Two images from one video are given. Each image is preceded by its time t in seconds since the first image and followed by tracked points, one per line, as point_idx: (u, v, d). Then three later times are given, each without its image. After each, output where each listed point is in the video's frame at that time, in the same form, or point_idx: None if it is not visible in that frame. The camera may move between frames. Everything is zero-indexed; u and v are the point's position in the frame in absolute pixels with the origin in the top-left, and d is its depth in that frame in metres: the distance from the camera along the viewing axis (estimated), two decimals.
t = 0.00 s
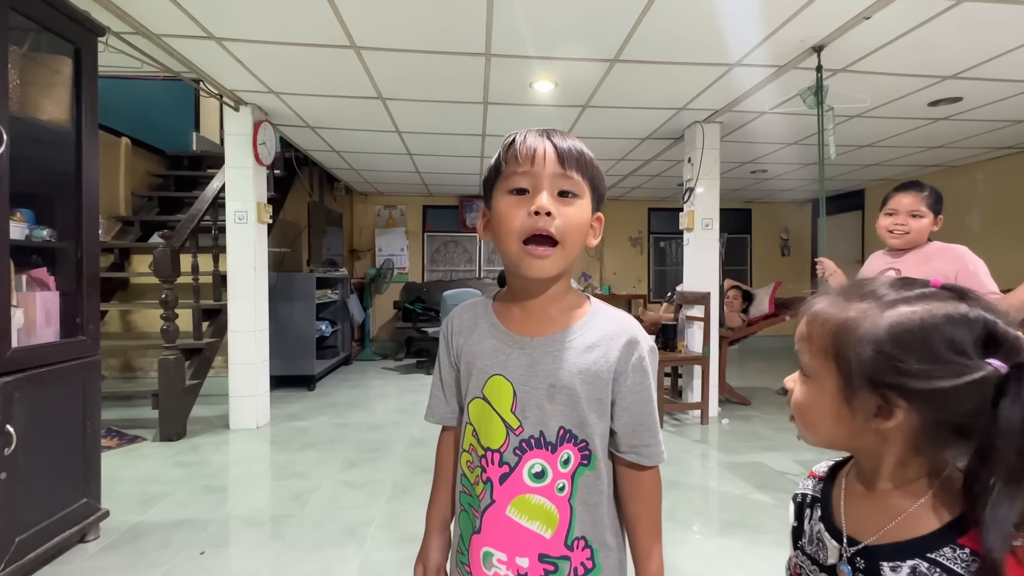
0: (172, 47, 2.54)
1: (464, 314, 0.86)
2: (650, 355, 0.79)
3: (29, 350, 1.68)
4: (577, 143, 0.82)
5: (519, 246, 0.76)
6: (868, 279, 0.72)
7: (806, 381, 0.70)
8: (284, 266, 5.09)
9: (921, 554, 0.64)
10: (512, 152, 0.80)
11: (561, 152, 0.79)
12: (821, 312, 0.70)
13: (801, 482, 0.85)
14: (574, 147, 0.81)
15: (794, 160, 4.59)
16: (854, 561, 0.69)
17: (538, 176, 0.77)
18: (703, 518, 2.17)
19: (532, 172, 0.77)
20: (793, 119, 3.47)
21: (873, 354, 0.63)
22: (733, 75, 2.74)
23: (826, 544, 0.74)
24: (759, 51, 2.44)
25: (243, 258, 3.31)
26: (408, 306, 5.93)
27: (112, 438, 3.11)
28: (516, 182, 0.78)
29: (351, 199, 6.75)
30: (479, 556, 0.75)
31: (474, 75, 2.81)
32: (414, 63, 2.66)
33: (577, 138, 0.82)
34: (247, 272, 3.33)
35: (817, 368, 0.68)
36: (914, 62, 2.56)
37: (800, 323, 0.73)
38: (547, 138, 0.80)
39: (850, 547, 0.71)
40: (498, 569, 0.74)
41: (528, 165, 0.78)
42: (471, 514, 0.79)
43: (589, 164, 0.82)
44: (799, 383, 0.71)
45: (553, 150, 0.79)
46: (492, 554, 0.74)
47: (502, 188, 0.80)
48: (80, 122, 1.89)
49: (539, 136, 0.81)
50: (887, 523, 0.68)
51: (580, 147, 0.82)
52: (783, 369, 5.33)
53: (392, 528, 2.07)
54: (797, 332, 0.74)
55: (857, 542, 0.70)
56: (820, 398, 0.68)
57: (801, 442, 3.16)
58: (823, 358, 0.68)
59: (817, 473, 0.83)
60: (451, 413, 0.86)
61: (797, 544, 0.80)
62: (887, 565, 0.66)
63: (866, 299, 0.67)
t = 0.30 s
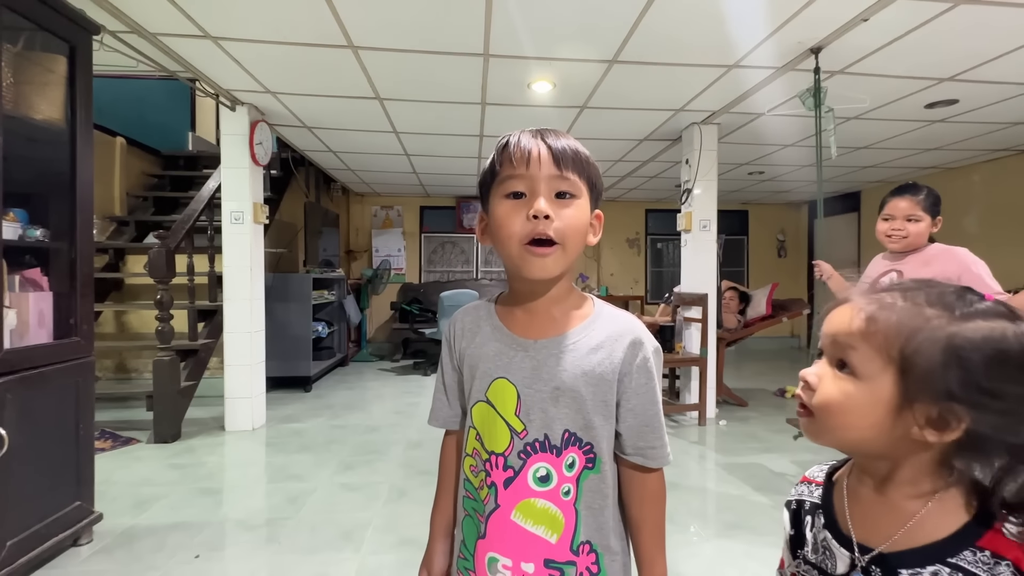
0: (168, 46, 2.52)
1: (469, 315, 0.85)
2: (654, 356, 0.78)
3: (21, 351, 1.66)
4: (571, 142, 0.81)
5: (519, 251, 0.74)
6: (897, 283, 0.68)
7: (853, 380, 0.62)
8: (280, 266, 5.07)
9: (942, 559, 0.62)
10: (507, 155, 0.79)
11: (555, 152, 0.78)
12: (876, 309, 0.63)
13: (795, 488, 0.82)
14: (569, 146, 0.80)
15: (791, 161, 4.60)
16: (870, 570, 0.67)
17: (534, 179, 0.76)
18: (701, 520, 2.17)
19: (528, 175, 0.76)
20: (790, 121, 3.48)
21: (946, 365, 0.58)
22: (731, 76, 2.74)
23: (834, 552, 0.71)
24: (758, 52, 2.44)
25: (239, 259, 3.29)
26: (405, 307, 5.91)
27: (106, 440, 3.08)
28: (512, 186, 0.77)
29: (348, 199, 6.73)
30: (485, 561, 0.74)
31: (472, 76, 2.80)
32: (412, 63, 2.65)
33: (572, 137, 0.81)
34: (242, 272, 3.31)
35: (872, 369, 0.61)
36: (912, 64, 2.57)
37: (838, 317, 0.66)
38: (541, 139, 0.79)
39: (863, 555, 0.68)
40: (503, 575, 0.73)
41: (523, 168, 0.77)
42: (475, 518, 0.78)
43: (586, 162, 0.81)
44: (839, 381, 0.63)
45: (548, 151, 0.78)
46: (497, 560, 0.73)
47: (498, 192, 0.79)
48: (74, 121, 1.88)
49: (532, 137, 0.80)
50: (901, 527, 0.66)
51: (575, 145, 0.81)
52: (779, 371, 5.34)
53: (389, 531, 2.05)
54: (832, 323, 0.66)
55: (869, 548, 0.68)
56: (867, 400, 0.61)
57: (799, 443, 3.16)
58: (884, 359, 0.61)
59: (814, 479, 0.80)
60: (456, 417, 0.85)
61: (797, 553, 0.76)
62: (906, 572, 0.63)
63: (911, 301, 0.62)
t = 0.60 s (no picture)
0: (161, 42, 2.49)
1: (470, 317, 0.82)
2: (656, 359, 0.77)
3: (10, 351, 1.64)
4: (568, 142, 0.79)
5: (518, 255, 0.73)
6: (925, 285, 0.65)
7: (958, 408, 0.54)
8: (276, 265, 5.04)
9: None
10: (502, 156, 0.78)
11: (550, 153, 0.76)
12: (959, 320, 0.57)
13: (801, 495, 0.75)
14: (565, 146, 0.78)
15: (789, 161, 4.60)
16: None
17: (530, 182, 0.74)
18: (698, 520, 2.16)
19: (524, 178, 0.75)
20: (788, 121, 3.47)
21: None
22: (730, 76, 2.73)
23: (862, 570, 0.64)
24: (756, 52, 2.44)
25: (234, 257, 3.26)
26: (401, 306, 5.89)
27: (98, 440, 3.05)
28: (508, 189, 0.75)
29: (344, 198, 6.69)
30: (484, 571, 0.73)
31: (469, 74, 2.78)
32: (408, 60, 2.62)
33: (568, 136, 0.79)
34: (238, 271, 3.28)
35: (976, 395, 0.54)
36: (910, 64, 2.57)
37: (896, 329, 0.59)
38: (536, 139, 0.77)
39: None
40: None
41: (519, 170, 0.75)
42: (473, 527, 0.76)
43: (582, 161, 0.79)
44: (940, 409, 0.54)
45: (543, 153, 0.76)
46: (497, 569, 0.71)
47: (494, 195, 0.77)
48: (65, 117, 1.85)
49: (526, 137, 0.78)
50: (940, 546, 0.60)
51: (572, 144, 0.79)
52: (776, 370, 5.34)
53: (385, 532, 2.04)
54: (903, 338, 0.58)
55: (902, 567, 0.62)
56: (970, 428, 0.54)
57: (796, 443, 3.15)
58: (988, 384, 0.55)
59: (825, 488, 0.74)
60: (451, 423, 0.83)
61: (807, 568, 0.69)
62: None
63: (978, 310, 0.58)
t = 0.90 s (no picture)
0: (157, 38, 2.46)
1: (469, 319, 0.80)
2: (658, 364, 0.74)
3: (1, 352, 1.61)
4: (568, 138, 0.77)
5: (514, 257, 0.71)
6: (945, 289, 0.63)
7: (1016, 422, 0.52)
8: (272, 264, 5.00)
9: None
10: (499, 153, 0.75)
11: (548, 151, 0.74)
12: (1001, 325, 0.55)
13: (815, 511, 0.69)
14: (564, 142, 0.76)
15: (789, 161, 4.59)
16: None
17: (528, 182, 0.72)
18: (698, 521, 2.15)
19: (522, 177, 0.72)
20: (789, 121, 3.46)
21: None
22: (732, 75, 2.71)
23: None
24: (759, 51, 2.41)
25: (231, 256, 3.23)
26: (399, 305, 5.86)
27: (92, 441, 3.02)
28: (505, 189, 0.73)
29: (342, 197, 6.66)
30: None
31: (469, 72, 2.75)
32: (407, 58, 2.59)
33: (567, 132, 0.77)
34: (234, 271, 3.26)
35: None
36: (911, 64, 2.55)
37: (931, 339, 0.57)
38: (535, 136, 0.75)
39: None
40: None
41: (517, 169, 0.73)
42: (468, 538, 0.73)
43: (582, 159, 0.76)
44: (999, 426, 0.52)
45: (542, 150, 0.74)
46: None
47: (491, 195, 0.75)
48: (58, 114, 1.82)
49: (525, 133, 0.76)
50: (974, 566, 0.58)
51: (574, 141, 0.77)
52: (775, 371, 5.33)
53: (383, 535, 2.02)
54: (948, 350, 0.55)
55: None
56: None
57: (796, 444, 3.14)
58: None
59: (841, 503, 0.68)
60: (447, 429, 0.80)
61: None
62: None
63: (1013, 315, 0.56)
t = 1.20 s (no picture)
0: (158, 39, 2.46)
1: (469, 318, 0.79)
2: (658, 360, 0.75)
3: None
4: (565, 140, 0.76)
5: (514, 255, 0.71)
6: (948, 290, 0.62)
7: None
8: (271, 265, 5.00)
9: None
10: (497, 161, 0.75)
11: (545, 158, 0.73)
12: (1010, 330, 0.54)
13: (821, 515, 0.68)
14: (563, 142, 0.75)
15: (788, 164, 4.60)
16: None
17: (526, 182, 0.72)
18: (697, 522, 2.15)
19: (520, 187, 0.72)
20: (789, 123, 3.46)
21: None
22: (732, 77, 2.71)
23: None
24: (759, 53, 2.42)
25: (230, 257, 3.22)
26: (398, 307, 5.86)
27: (90, 442, 3.01)
28: (503, 199, 0.73)
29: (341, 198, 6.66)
30: None
31: (470, 74, 2.76)
32: (408, 59, 2.60)
33: (565, 131, 0.76)
34: (234, 271, 3.25)
35: None
36: (910, 67, 2.56)
37: (938, 346, 0.56)
38: (533, 136, 0.75)
39: None
40: None
41: (514, 178, 0.73)
42: (465, 536, 0.72)
43: (582, 157, 0.76)
44: (1015, 435, 0.52)
45: (540, 150, 0.73)
46: None
47: (490, 196, 0.75)
48: (59, 115, 1.81)
49: (521, 137, 0.75)
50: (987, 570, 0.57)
51: (571, 141, 0.76)
52: (774, 373, 5.33)
53: (382, 537, 2.01)
54: (957, 357, 0.55)
55: None
56: None
57: (795, 446, 3.14)
58: None
59: (848, 507, 0.67)
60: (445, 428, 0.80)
61: None
62: None
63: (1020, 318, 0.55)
